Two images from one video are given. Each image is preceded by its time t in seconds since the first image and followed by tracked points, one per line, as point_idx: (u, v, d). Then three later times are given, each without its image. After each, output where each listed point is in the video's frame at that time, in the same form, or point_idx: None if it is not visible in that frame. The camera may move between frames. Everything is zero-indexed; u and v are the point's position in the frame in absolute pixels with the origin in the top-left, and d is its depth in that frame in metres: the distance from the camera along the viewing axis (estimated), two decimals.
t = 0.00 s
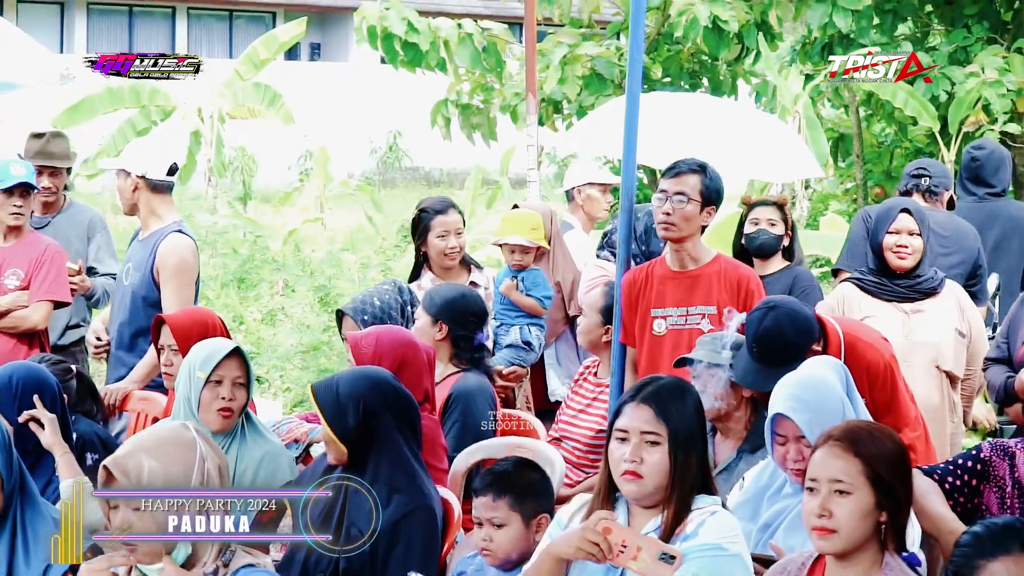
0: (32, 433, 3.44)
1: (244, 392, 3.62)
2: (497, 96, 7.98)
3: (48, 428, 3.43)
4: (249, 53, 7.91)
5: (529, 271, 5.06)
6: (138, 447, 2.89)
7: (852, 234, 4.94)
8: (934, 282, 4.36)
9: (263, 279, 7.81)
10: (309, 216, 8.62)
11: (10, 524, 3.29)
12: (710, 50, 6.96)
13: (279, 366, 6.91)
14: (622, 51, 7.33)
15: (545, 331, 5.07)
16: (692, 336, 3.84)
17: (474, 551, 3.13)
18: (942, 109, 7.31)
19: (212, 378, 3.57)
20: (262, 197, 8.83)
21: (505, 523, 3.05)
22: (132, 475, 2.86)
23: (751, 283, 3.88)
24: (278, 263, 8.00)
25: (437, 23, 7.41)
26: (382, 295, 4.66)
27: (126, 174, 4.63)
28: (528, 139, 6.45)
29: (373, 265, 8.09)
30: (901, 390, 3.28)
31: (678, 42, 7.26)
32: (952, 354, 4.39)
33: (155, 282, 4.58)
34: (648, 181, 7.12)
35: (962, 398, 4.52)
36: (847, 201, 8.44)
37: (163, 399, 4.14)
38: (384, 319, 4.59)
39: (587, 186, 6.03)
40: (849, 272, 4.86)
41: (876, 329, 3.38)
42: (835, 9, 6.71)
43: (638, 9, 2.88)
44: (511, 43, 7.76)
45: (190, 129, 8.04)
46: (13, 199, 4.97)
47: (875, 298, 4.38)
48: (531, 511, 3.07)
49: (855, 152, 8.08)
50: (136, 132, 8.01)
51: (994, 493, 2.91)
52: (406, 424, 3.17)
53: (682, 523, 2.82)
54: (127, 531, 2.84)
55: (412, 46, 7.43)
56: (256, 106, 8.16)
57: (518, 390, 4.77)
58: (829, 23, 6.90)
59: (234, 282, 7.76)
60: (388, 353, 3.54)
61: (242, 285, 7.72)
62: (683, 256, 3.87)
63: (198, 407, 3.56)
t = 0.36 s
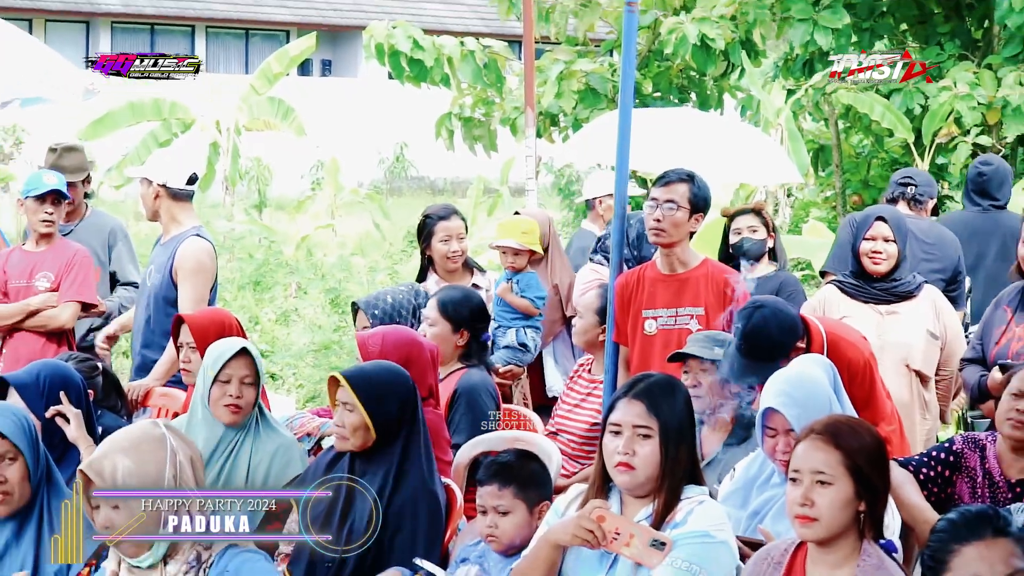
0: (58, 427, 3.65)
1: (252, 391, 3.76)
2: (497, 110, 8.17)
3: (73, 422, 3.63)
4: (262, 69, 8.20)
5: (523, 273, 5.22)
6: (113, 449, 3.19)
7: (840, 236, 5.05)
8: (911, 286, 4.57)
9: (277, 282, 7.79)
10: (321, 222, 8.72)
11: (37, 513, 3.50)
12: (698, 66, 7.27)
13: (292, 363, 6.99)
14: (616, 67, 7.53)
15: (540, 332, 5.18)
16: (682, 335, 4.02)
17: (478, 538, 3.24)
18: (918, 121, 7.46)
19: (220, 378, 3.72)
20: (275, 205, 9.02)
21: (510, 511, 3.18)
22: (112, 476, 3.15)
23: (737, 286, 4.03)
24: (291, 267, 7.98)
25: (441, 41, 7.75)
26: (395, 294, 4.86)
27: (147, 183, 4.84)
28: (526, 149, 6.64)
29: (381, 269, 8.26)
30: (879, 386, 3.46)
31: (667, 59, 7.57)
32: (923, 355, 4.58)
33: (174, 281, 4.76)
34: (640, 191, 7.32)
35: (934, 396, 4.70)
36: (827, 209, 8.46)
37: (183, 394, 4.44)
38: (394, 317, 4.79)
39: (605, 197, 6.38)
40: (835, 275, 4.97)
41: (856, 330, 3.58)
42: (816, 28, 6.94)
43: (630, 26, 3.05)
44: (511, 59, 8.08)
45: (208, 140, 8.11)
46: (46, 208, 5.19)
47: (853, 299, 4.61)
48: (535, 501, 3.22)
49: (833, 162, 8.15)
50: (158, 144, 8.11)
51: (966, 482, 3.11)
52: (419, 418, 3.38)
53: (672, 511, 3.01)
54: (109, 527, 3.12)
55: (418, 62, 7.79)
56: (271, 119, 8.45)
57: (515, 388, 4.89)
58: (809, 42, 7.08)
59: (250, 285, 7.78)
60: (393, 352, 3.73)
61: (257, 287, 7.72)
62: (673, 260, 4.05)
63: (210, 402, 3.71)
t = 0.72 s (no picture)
0: (84, 421, 3.83)
1: (264, 387, 3.95)
2: (497, 122, 8.40)
3: (98, 416, 3.82)
4: (276, 82, 8.60)
5: (517, 275, 5.39)
6: (125, 448, 3.38)
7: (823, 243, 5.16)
8: (886, 287, 4.81)
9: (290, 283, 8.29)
10: (331, 227, 8.92)
11: (58, 502, 3.62)
12: (686, 80, 7.39)
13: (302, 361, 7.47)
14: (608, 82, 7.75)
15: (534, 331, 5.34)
16: (670, 334, 4.21)
17: (480, 525, 3.44)
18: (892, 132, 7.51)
19: (234, 373, 3.93)
20: (287, 212, 9.06)
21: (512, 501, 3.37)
22: (132, 473, 3.35)
23: (722, 287, 4.25)
24: (304, 270, 8.41)
25: (444, 56, 8.06)
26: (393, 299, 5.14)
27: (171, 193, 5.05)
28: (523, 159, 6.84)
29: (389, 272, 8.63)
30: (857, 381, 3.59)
31: (656, 74, 7.68)
32: (894, 353, 4.80)
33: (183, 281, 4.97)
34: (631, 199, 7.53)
35: (907, 394, 4.90)
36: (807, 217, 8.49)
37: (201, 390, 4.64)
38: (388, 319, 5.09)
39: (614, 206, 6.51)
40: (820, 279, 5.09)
41: (840, 326, 3.71)
42: (797, 44, 7.30)
43: (622, 43, 3.24)
44: (511, 75, 8.31)
45: (225, 152, 8.66)
46: (67, 213, 5.47)
47: (831, 301, 4.87)
48: (535, 490, 3.41)
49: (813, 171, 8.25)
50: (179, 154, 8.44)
51: (939, 473, 3.30)
52: (430, 411, 3.60)
53: (661, 500, 3.19)
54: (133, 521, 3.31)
55: (422, 77, 8.10)
56: (284, 131, 8.68)
57: (512, 383, 5.21)
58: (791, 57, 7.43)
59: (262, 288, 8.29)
60: (398, 349, 3.92)
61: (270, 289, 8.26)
62: (662, 263, 4.24)
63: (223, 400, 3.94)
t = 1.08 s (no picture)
0: (105, 395, 4.04)
1: (286, 361, 4.27)
2: (495, 114, 8.70)
3: (119, 390, 4.03)
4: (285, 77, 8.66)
5: (511, 258, 5.64)
6: (164, 432, 3.43)
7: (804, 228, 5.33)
8: (862, 269, 5.05)
9: (300, 266, 8.84)
10: (338, 214, 9.19)
11: (68, 475, 3.71)
12: (674, 74, 7.77)
13: (313, 339, 8.04)
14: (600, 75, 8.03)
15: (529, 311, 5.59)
16: (658, 312, 4.41)
17: (478, 492, 3.64)
18: (867, 124, 7.61)
19: (259, 355, 4.21)
20: (297, 198, 9.31)
21: (509, 469, 3.57)
22: (173, 457, 3.42)
23: (707, 270, 4.45)
24: (313, 253, 9.02)
25: (445, 52, 8.38)
26: (394, 280, 5.36)
27: (197, 189, 5.41)
28: (519, 149, 7.05)
29: (393, 255, 9.05)
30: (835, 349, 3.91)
31: (645, 68, 7.95)
32: (868, 331, 5.05)
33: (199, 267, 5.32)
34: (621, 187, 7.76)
35: (882, 369, 5.14)
36: (787, 202, 8.61)
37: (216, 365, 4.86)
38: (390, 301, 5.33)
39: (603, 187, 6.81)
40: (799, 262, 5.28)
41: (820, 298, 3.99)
42: (777, 40, 7.47)
43: (613, 39, 3.44)
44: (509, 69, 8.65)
45: (238, 143, 8.92)
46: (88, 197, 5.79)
47: (811, 282, 5.10)
48: (531, 460, 3.62)
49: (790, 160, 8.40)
50: (195, 144, 8.89)
51: (910, 444, 3.53)
52: (430, 385, 3.82)
53: (649, 469, 3.40)
54: (170, 504, 3.44)
55: (424, 72, 8.37)
56: (294, 122, 8.85)
57: (509, 359, 5.39)
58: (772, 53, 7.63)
59: (275, 269, 8.84)
60: (401, 327, 4.13)
61: (281, 271, 8.81)
62: (651, 247, 4.45)
63: (249, 382, 4.21)
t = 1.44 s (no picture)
0: (124, 375, 4.26)
1: (295, 351, 4.54)
2: (491, 111, 8.97)
3: (137, 371, 4.24)
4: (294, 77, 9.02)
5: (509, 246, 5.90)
6: (201, 430, 3.49)
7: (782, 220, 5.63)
8: (837, 256, 5.29)
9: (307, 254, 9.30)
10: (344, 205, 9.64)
11: (85, 453, 3.85)
12: (658, 73, 8.13)
13: (318, 324, 8.34)
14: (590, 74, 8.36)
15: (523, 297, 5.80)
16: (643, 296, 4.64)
17: (476, 468, 3.87)
18: (841, 121, 7.85)
19: (271, 346, 4.48)
20: (306, 190, 9.68)
21: (507, 447, 3.78)
22: (210, 455, 3.49)
23: (692, 258, 4.67)
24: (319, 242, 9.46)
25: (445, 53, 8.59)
26: (394, 269, 5.60)
27: (207, 190, 5.72)
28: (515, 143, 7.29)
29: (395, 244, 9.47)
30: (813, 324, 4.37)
31: (631, 69, 8.40)
32: (842, 314, 5.20)
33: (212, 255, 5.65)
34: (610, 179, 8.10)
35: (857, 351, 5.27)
36: (768, 193, 9.27)
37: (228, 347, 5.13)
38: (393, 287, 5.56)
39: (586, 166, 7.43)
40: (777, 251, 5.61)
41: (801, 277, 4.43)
42: (756, 41, 7.71)
43: (602, 41, 3.66)
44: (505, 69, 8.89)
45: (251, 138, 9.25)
46: (105, 192, 6.07)
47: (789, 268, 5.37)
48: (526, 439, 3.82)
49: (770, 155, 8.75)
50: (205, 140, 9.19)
51: (882, 421, 3.76)
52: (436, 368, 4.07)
53: (636, 446, 3.61)
54: (203, 495, 3.54)
55: (425, 71, 8.59)
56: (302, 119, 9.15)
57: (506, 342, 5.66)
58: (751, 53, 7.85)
59: (284, 258, 9.32)
60: (403, 311, 4.43)
61: (290, 260, 9.30)
62: (638, 236, 4.70)
63: (261, 370, 4.48)
